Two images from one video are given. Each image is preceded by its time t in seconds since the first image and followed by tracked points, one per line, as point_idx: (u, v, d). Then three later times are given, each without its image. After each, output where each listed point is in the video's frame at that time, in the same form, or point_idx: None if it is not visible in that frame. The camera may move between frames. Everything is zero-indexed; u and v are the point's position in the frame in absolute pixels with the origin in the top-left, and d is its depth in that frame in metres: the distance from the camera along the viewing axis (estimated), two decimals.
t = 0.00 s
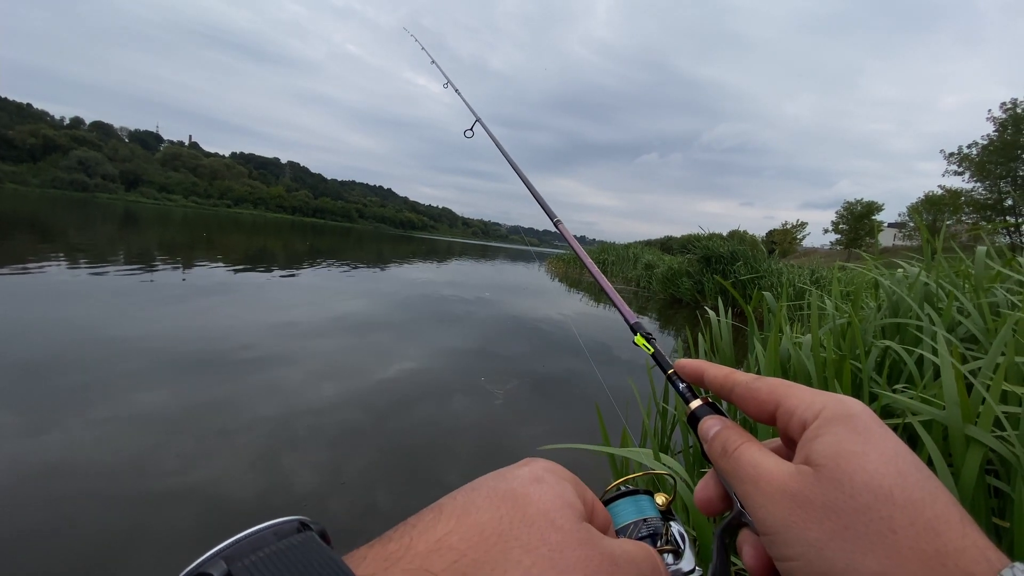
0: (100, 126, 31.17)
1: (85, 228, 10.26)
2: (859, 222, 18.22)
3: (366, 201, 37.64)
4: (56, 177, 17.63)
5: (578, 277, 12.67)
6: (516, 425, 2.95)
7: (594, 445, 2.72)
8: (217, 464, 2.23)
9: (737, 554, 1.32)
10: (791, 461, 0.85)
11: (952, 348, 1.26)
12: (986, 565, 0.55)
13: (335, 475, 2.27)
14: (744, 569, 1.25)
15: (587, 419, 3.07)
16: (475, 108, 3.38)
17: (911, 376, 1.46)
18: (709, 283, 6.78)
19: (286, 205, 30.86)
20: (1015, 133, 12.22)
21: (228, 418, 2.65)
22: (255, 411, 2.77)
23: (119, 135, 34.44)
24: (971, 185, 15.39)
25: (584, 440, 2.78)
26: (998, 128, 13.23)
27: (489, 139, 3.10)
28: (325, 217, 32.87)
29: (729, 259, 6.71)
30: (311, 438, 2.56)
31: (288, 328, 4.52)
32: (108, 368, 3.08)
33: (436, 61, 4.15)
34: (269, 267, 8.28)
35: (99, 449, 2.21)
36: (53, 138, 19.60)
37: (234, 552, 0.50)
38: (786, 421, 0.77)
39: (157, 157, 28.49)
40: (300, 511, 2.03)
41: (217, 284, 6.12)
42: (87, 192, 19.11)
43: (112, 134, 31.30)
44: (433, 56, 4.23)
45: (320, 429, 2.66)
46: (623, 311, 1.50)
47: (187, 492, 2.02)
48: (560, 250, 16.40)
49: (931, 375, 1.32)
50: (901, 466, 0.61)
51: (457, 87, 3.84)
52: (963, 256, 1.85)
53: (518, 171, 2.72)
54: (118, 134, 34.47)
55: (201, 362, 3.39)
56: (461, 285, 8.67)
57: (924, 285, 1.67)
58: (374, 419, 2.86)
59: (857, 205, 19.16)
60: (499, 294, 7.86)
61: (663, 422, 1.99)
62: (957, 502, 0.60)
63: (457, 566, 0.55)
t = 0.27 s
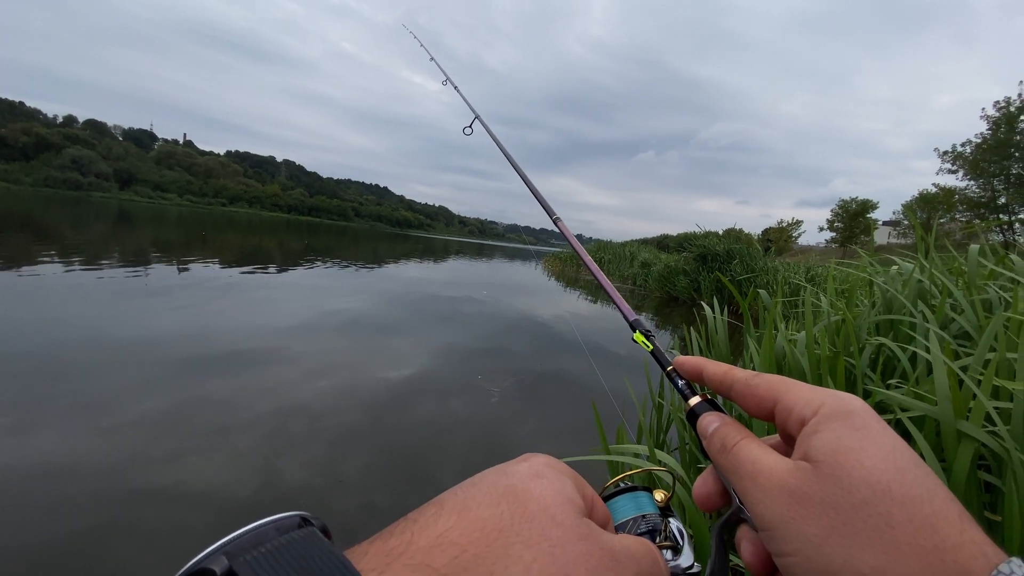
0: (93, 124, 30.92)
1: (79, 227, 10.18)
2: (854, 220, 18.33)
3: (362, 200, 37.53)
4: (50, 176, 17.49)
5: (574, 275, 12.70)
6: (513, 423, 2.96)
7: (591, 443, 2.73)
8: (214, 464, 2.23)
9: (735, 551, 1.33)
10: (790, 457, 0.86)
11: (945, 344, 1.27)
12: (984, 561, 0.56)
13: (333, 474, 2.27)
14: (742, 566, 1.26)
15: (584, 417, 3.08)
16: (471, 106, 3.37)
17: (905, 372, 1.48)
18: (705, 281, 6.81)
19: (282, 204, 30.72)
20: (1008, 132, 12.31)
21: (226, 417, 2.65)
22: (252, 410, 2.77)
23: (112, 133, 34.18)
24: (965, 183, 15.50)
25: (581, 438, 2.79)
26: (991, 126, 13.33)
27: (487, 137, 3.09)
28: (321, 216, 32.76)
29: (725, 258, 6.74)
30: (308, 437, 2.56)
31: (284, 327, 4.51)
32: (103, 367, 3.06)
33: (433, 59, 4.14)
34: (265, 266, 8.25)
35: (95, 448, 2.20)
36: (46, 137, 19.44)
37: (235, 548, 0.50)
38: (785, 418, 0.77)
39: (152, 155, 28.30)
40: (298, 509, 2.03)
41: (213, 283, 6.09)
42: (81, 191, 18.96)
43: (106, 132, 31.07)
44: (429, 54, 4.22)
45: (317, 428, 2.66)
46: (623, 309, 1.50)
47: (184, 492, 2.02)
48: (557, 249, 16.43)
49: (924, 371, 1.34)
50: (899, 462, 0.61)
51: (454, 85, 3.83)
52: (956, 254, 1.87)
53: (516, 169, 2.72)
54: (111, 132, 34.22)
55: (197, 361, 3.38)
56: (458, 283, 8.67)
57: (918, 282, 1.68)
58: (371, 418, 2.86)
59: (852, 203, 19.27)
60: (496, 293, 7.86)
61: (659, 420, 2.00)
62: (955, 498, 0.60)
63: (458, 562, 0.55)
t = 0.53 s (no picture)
0: (86, 121, 30.63)
1: (71, 225, 10.10)
2: (848, 217, 18.43)
3: (358, 198, 37.40)
4: (42, 173, 17.32)
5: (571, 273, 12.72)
6: (510, 420, 2.98)
7: (588, 440, 2.75)
8: (212, 463, 2.23)
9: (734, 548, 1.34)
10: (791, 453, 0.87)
11: (937, 339, 1.29)
12: (987, 560, 0.57)
13: (331, 473, 2.28)
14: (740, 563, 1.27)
15: (580, 414, 3.10)
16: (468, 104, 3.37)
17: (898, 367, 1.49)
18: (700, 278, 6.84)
19: (277, 202, 30.56)
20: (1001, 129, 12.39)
21: (223, 416, 2.65)
22: (250, 409, 2.77)
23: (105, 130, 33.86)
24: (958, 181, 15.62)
25: (577, 435, 2.81)
26: (984, 124, 13.41)
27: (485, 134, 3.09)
28: (316, 214, 32.63)
29: (720, 255, 6.77)
30: (306, 436, 2.56)
31: (280, 326, 4.51)
32: (99, 367, 3.05)
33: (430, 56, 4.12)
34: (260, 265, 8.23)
35: (92, 448, 2.20)
36: (38, 134, 19.25)
37: (245, 533, 0.50)
38: (787, 414, 0.78)
39: (145, 153, 28.07)
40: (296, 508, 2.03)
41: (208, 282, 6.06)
42: (73, 189, 18.78)
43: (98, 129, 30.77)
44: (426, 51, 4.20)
45: (315, 427, 2.67)
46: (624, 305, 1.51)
47: (182, 491, 2.02)
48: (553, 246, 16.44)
49: (917, 367, 1.35)
50: (901, 461, 0.62)
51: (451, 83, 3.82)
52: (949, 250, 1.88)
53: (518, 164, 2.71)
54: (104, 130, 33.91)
55: (193, 361, 3.37)
56: (454, 281, 8.68)
57: (910, 278, 1.70)
58: (369, 416, 2.86)
59: (847, 200, 19.38)
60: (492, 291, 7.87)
61: (655, 415, 2.01)
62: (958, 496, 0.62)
63: (469, 557, 0.56)
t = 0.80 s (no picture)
0: (78, 118, 30.33)
1: (64, 223, 10.00)
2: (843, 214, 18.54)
3: (354, 196, 37.25)
4: (33, 171, 17.14)
5: (567, 270, 12.74)
6: (506, 418, 2.99)
7: (584, 437, 2.77)
8: (209, 461, 2.23)
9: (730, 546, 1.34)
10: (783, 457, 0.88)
11: (931, 335, 1.31)
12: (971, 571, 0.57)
13: (329, 471, 2.28)
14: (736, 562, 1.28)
15: (576, 412, 3.12)
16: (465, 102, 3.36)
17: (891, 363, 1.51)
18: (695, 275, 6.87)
19: (272, 200, 30.39)
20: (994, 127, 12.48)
21: (220, 415, 2.65)
22: (246, 408, 2.77)
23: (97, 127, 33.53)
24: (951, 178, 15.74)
25: (573, 433, 2.82)
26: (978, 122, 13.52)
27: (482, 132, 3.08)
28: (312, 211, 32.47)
29: (716, 252, 6.81)
30: (303, 435, 2.57)
31: (276, 324, 4.50)
32: (93, 366, 3.04)
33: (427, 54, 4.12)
34: (256, 262, 8.19)
35: (88, 447, 2.19)
36: (29, 131, 19.03)
37: (261, 524, 0.51)
38: (777, 420, 0.79)
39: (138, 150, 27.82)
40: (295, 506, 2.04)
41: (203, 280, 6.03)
42: (65, 186, 18.59)
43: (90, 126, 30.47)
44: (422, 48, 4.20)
45: (312, 426, 2.67)
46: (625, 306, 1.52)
47: (180, 490, 2.02)
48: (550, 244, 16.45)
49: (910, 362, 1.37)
50: (887, 470, 0.63)
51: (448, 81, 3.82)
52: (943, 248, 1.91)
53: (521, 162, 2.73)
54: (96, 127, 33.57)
55: (189, 359, 3.36)
56: (450, 279, 8.68)
57: (905, 275, 1.72)
58: (365, 415, 2.87)
59: (841, 198, 19.50)
60: (488, 288, 7.87)
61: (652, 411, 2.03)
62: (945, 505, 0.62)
63: (471, 549, 0.57)
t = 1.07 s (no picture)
0: (71, 116, 30.05)
1: (56, 222, 9.91)
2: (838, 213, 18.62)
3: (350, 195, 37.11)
4: (25, 170, 16.96)
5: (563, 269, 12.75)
6: (503, 417, 3.00)
7: (580, 436, 2.78)
8: (205, 462, 2.22)
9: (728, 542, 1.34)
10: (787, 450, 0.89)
11: (925, 332, 1.31)
12: (979, 544, 0.57)
13: (326, 471, 2.28)
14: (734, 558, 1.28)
15: (572, 410, 3.12)
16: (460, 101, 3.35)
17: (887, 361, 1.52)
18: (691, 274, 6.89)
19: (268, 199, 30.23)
20: (988, 126, 12.55)
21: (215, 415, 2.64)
22: (242, 408, 2.76)
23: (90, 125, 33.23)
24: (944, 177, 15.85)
25: (570, 431, 2.83)
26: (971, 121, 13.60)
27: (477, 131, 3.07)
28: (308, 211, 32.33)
29: (711, 251, 6.83)
30: (299, 434, 2.56)
31: (272, 324, 4.48)
32: (86, 367, 3.01)
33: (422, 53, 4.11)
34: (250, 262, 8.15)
35: (82, 449, 2.18)
36: (21, 130, 18.85)
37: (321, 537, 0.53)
38: (781, 411, 0.80)
39: (132, 149, 27.60)
40: (291, 505, 2.04)
41: (197, 280, 6.00)
42: (58, 185, 18.42)
43: (83, 125, 30.18)
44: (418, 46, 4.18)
45: (308, 425, 2.67)
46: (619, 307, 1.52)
47: (176, 490, 2.02)
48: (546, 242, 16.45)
49: (906, 360, 1.38)
50: (893, 449, 0.63)
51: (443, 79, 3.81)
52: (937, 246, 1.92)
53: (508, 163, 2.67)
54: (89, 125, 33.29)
55: (183, 360, 3.34)
56: (447, 278, 8.66)
57: (900, 273, 1.73)
58: (361, 414, 2.86)
59: (836, 197, 19.59)
60: (485, 288, 7.87)
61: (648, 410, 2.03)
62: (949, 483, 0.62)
63: None
